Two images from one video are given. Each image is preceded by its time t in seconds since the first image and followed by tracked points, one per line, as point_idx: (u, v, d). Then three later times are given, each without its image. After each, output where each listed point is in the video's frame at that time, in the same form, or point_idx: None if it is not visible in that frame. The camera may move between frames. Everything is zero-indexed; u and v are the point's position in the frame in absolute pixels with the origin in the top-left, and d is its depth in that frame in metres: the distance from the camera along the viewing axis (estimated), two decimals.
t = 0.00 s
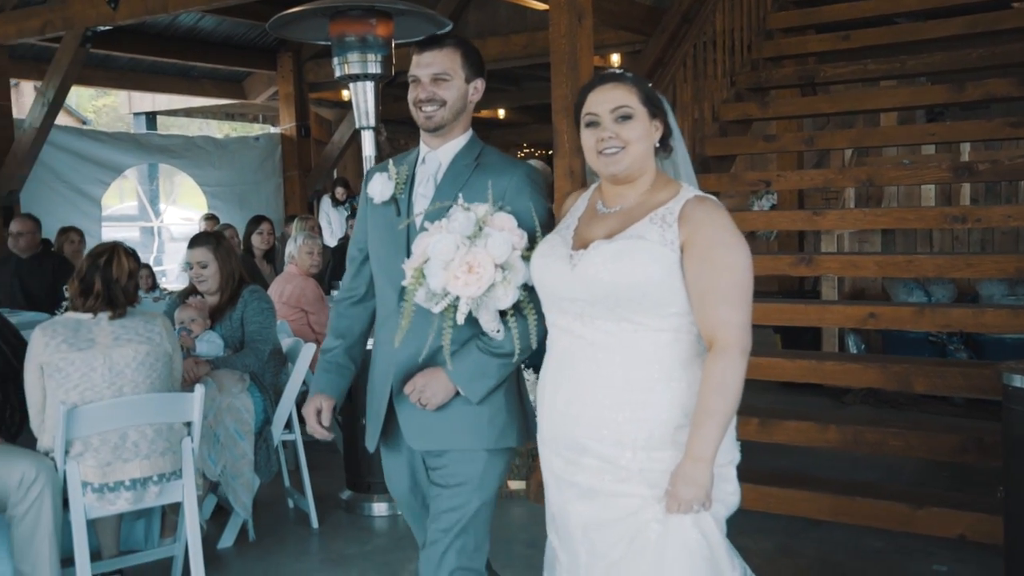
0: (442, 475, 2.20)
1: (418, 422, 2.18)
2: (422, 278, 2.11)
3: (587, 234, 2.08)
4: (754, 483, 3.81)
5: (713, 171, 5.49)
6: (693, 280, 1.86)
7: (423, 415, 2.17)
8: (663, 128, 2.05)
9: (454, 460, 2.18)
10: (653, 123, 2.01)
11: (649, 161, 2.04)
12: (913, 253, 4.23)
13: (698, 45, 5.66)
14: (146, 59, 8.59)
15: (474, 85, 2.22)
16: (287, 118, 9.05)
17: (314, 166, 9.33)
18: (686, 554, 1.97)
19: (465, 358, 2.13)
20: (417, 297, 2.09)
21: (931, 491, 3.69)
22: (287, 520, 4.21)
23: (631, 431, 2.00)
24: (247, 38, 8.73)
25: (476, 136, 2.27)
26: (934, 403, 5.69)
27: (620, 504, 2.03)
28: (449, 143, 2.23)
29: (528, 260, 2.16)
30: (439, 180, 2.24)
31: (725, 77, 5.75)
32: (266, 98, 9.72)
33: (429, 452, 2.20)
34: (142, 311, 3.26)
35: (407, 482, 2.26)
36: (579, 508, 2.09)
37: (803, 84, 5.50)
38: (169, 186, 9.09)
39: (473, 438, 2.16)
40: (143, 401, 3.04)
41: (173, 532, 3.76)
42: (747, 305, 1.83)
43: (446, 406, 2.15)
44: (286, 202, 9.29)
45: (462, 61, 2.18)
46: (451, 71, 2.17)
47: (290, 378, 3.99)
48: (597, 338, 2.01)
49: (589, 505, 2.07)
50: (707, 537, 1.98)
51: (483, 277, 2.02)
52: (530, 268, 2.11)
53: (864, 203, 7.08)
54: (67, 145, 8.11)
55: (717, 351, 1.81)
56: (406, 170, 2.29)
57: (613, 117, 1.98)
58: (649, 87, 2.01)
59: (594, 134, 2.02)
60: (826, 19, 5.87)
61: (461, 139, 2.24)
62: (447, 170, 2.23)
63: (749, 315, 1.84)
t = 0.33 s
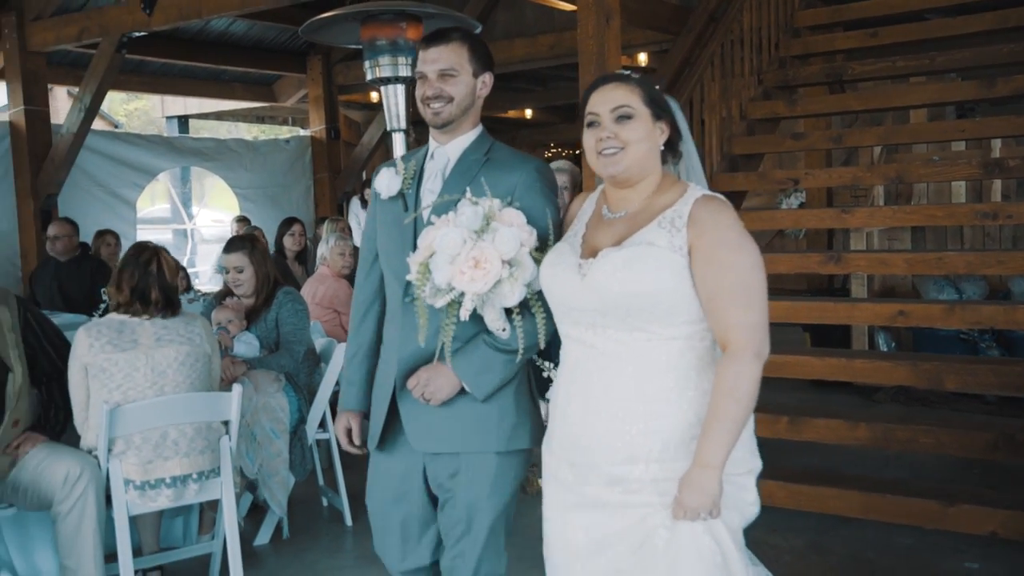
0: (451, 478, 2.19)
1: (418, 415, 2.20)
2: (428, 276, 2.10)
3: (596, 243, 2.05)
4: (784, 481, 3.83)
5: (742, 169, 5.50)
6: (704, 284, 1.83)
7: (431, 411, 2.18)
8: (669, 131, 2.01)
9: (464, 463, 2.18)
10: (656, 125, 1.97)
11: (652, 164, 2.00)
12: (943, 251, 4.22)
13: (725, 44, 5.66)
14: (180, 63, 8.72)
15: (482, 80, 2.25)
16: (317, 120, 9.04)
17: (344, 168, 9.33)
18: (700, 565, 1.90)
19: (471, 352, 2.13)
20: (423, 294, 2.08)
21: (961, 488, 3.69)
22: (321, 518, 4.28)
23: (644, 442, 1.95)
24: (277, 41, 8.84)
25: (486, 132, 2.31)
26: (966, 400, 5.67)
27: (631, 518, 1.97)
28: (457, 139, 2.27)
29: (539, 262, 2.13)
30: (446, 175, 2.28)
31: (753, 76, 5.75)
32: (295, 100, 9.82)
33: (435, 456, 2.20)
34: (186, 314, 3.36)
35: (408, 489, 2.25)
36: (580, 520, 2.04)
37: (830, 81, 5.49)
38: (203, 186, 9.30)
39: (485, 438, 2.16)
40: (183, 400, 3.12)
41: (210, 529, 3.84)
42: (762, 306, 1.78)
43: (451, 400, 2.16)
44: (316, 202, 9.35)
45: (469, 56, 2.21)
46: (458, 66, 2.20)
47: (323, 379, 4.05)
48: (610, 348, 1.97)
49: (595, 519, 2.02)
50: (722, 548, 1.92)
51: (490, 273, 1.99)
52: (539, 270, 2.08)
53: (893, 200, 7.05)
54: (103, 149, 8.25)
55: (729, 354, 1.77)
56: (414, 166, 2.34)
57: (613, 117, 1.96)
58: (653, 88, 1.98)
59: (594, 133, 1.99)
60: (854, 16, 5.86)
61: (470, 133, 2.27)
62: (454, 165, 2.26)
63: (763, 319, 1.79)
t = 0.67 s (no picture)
0: (454, 492, 2.16)
1: (421, 427, 2.18)
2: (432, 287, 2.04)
3: (594, 260, 1.98)
4: (811, 486, 3.84)
5: (767, 175, 5.51)
6: (704, 298, 1.75)
7: (435, 423, 2.15)
8: (667, 137, 1.95)
9: (465, 477, 2.14)
10: (652, 133, 1.92)
11: (648, 173, 1.94)
12: (971, 257, 4.22)
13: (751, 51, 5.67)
14: (210, 73, 8.85)
15: (489, 85, 2.21)
16: (344, 130, 9.19)
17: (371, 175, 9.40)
18: None
19: (476, 365, 2.11)
20: (427, 305, 2.02)
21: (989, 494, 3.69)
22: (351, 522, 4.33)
23: (648, 458, 1.87)
24: (307, 51, 8.97)
25: (495, 140, 2.26)
26: (994, 407, 5.65)
27: (633, 537, 1.88)
28: (464, 146, 2.24)
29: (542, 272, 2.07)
30: (451, 182, 2.25)
31: (779, 83, 5.77)
32: (323, 109, 9.92)
33: (437, 469, 2.17)
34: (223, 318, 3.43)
35: (417, 496, 2.26)
36: (565, 542, 1.96)
37: (856, 87, 5.50)
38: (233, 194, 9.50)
39: (489, 451, 2.12)
40: (218, 404, 3.19)
41: (243, 531, 3.90)
42: (762, 320, 1.71)
43: (459, 415, 2.13)
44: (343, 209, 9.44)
45: (476, 62, 2.18)
46: (465, 72, 2.17)
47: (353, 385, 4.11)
48: (611, 366, 1.89)
49: (593, 537, 1.92)
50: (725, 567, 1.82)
51: (497, 284, 1.93)
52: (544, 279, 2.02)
53: (920, 206, 7.03)
54: (135, 159, 8.38)
55: (729, 369, 1.70)
56: (422, 175, 2.32)
57: (605, 124, 1.90)
58: (649, 95, 1.93)
59: (586, 141, 1.93)
60: (881, 23, 5.87)
61: (476, 140, 2.23)
62: (458, 173, 2.22)
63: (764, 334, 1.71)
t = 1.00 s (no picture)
0: (458, 507, 2.17)
1: (423, 442, 2.19)
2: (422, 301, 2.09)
3: (589, 271, 1.96)
4: (834, 492, 3.86)
5: (790, 184, 5.54)
6: (700, 309, 1.74)
7: (435, 438, 2.18)
8: (659, 144, 1.92)
9: (466, 491, 2.15)
10: (643, 141, 1.89)
11: (639, 181, 1.92)
12: (996, 265, 4.22)
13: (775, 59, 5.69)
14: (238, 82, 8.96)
15: (489, 96, 2.26)
16: (369, 137, 9.22)
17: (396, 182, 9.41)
18: None
19: (472, 381, 2.12)
20: (416, 320, 2.06)
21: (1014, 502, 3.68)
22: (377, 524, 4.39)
23: (646, 474, 1.85)
24: (331, 61, 9.10)
25: (495, 149, 2.30)
26: (1020, 416, 5.63)
27: (631, 553, 1.85)
28: (463, 156, 2.28)
29: (535, 284, 2.10)
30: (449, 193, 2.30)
31: (803, 91, 5.78)
32: (348, 117, 10.01)
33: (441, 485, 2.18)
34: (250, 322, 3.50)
35: (418, 503, 2.27)
36: (563, 557, 1.94)
37: (881, 96, 5.51)
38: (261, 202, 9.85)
39: (490, 467, 2.14)
40: (252, 406, 3.27)
41: (271, 532, 3.95)
42: (761, 332, 1.69)
43: (458, 430, 2.16)
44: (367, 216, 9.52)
45: (476, 72, 2.22)
46: (465, 83, 2.21)
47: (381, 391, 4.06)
48: (609, 381, 1.88)
49: (592, 553, 1.91)
50: None
51: (480, 297, 1.96)
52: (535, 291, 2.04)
53: (944, 213, 7.01)
54: (162, 165, 8.48)
55: (727, 379, 1.68)
56: (422, 188, 2.38)
57: (594, 133, 1.88)
58: (640, 102, 1.89)
59: (575, 151, 1.91)
60: (905, 31, 5.87)
61: (474, 151, 2.28)
62: (456, 182, 2.27)
63: (762, 344, 1.70)
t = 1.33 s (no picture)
0: (452, 528, 2.10)
1: (413, 464, 2.12)
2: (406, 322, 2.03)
3: (576, 298, 1.85)
4: (855, 501, 3.88)
5: (812, 194, 5.59)
6: (690, 336, 1.64)
7: (424, 459, 2.10)
8: (647, 165, 1.82)
9: (460, 512, 2.08)
10: (628, 162, 1.80)
11: (626, 206, 1.82)
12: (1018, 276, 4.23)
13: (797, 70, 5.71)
14: (262, 91, 9.07)
15: (484, 113, 2.20)
16: (391, 146, 9.31)
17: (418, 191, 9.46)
18: None
19: (455, 402, 2.03)
20: (398, 339, 2.00)
21: None
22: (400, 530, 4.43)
23: (633, 510, 1.73)
24: (354, 70, 9.20)
25: (488, 165, 2.24)
26: None
27: None
28: (455, 172, 2.21)
29: (519, 311, 1.97)
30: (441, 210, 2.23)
31: (824, 102, 5.82)
32: (371, 125, 10.11)
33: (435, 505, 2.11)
34: (265, 325, 3.54)
35: (418, 523, 2.17)
36: None
37: (902, 107, 5.53)
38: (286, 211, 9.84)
39: (481, 487, 2.06)
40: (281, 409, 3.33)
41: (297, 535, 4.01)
42: (753, 361, 1.60)
43: (445, 450, 2.08)
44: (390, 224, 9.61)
45: (473, 88, 2.16)
46: (461, 99, 2.15)
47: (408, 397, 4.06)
48: (595, 413, 1.77)
49: None
50: None
51: (460, 324, 1.89)
52: (519, 317, 1.94)
53: (966, 224, 7.03)
54: (191, 173, 8.59)
55: (719, 410, 1.60)
56: (416, 206, 2.33)
57: (577, 154, 1.79)
58: (626, 122, 1.80)
59: (560, 173, 1.82)
60: (926, 43, 5.90)
61: (466, 168, 2.21)
62: (447, 200, 2.21)
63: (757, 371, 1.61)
